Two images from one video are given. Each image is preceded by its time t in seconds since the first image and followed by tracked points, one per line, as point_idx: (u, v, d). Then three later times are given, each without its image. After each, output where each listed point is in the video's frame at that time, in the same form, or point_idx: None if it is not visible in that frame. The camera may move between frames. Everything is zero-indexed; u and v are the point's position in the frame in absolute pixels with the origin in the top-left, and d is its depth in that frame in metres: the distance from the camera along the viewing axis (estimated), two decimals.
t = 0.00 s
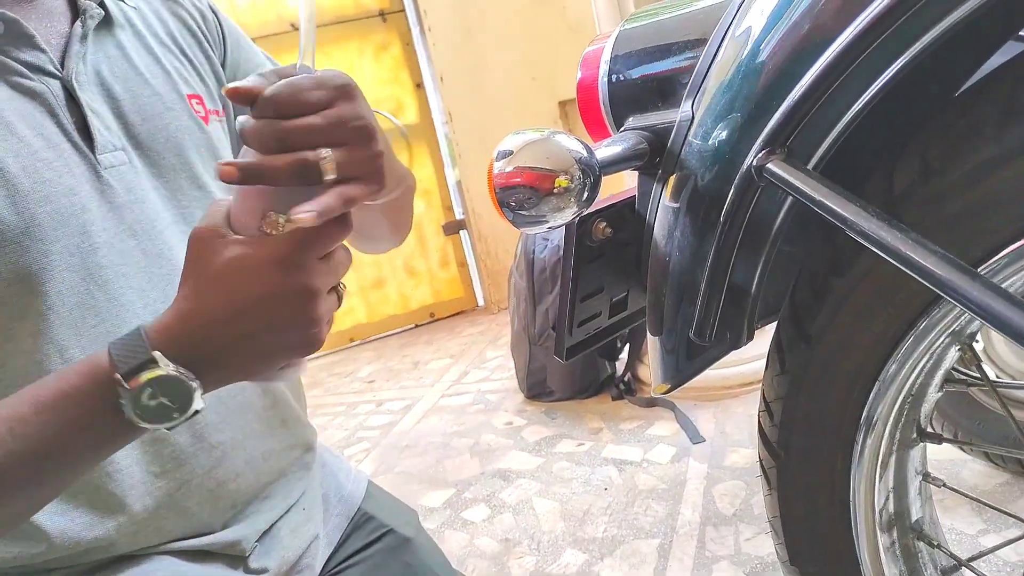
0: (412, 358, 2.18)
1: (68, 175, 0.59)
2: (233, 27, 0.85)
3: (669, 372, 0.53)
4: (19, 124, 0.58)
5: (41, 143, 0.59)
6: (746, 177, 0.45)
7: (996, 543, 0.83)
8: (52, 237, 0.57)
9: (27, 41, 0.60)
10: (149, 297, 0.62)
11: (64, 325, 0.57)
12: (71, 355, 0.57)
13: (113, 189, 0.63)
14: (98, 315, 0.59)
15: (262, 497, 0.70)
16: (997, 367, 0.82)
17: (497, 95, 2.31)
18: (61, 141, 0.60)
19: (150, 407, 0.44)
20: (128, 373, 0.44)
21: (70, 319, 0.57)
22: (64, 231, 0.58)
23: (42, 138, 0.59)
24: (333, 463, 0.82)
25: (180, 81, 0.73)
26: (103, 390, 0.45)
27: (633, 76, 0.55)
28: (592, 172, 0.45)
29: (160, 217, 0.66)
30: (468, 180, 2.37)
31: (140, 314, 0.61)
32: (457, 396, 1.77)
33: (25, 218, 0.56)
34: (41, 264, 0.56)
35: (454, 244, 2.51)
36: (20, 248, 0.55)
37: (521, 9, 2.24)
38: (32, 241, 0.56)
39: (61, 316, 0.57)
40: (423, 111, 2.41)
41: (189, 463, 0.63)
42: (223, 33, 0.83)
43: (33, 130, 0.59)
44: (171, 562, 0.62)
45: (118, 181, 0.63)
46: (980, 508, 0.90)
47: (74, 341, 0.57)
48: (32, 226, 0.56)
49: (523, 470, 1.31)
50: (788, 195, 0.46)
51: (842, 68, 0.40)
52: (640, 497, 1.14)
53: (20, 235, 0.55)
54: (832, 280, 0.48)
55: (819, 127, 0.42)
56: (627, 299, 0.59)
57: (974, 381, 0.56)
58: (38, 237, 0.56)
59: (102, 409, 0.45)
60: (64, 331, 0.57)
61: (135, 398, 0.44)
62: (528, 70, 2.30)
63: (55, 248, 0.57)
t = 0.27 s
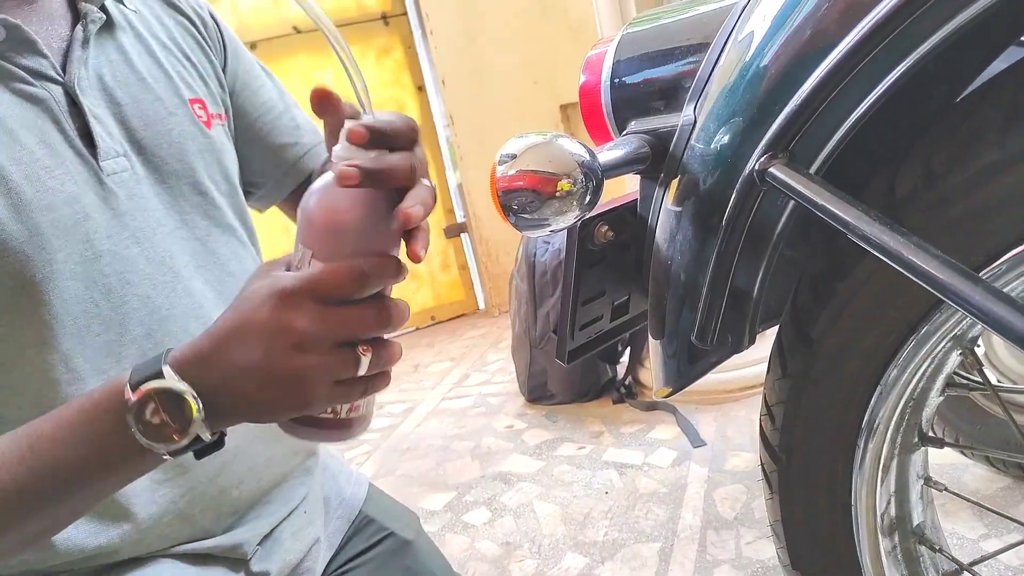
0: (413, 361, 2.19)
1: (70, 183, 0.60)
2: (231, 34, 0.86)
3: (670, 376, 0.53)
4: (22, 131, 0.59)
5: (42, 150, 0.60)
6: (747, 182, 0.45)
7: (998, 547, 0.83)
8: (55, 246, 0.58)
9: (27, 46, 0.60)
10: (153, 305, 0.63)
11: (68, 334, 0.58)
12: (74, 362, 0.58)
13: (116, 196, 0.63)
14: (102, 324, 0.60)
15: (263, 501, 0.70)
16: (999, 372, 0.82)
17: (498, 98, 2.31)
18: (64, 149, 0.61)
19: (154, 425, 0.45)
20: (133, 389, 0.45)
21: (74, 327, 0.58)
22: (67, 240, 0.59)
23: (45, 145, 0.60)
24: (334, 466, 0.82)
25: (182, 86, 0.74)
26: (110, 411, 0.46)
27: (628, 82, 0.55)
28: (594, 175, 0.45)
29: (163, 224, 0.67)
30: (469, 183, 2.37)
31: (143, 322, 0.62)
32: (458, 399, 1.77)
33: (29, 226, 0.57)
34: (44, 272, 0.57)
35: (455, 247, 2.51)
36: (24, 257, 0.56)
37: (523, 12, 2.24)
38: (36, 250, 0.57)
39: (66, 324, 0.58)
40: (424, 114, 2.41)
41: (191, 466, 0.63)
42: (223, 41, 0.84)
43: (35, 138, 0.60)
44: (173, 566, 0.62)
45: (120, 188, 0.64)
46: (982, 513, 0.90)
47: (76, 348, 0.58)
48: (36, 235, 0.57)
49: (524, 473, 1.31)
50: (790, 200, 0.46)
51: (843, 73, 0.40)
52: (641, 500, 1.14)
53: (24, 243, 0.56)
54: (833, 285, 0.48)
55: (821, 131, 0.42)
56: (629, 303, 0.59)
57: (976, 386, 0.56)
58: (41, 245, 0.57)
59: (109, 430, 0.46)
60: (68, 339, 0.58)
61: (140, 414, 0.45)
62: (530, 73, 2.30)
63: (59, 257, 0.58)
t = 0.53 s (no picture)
0: (408, 363, 2.18)
1: (62, 187, 0.60)
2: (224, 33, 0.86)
3: (664, 378, 0.53)
4: (12, 134, 0.58)
5: (32, 152, 0.59)
6: (740, 183, 0.45)
7: (990, 548, 0.83)
8: (45, 250, 0.57)
9: (18, 48, 0.60)
10: (144, 308, 0.63)
11: (59, 338, 0.57)
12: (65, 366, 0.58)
13: (108, 199, 0.63)
14: (93, 327, 0.60)
15: (256, 505, 0.70)
16: (991, 373, 0.82)
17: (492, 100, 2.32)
18: (56, 152, 0.61)
19: (133, 430, 0.46)
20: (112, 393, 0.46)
21: (64, 331, 0.58)
22: (58, 244, 0.58)
23: (36, 149, 0.59)
24: (328, 469, 0.82)
25: (175, 87, 0.74)
26: (93, 417, 0.47)
27: (621, 84, 0.55)
28: (587, 177, 0.45)
29: (155, 226, 0.67)
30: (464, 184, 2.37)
31: (134, 325, 0.62)
32: (452, 401, 1.77)
33: (19, 230, 0.56)
34: (34, 276, 0.57)
35: (449, 249, 2.51)
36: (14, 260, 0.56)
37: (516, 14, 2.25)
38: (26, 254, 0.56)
39: (57, 328, 0.57)
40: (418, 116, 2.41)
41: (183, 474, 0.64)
42: (217, 39, 0.84)
43: (27, 141, 0.59)
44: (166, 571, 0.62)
45: (112, 190, 0.64)
46: (974, 513, 0.90)
47: (68, 352, 0.58)
48: (26, 239, 0.56)
49: (519, 475, 1.31)
50: (783, 202, 0.46)
51: (835, 76, 0.40)
52: (635, 502, 1.14)
53: (14, 248, 0.56)
54: (826, 287, 0.48)
55: (813, 133, 0.42)
56: (622, 305, 0.59)
57: (967, 387, 0.56)
58: (32, 250, 0.57)
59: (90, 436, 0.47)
60: (59, 342, 0.58)
61: (118, 418, 0.46)
62: (524, 75, 2.30)
63: (49, 261, 0.57)
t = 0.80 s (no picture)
0: (406, 360, 2.18)
1: (60, 182, 0.60)
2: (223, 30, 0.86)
3: (662, 376, 0.53)
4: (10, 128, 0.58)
5: (30, 146, 0.59)
6: (738, 180, 0.45)
7: (987, 545, 0.83)
8: (44, 245, 0.57)
9: (17, 42, 0.60)
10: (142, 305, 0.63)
11: (58, 333, 0.57)
12: (63, 361, 0.58)
13: (106, 195, 0.63)
14: (92, 324, 0.59)
15: (254, 501, 0.70)
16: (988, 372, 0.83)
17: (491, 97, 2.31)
18: (54, 147, 0.61)
19: (131, 437, 0.47)
20: (111, 400, 0.47)
21: (62, 327, 0.58)
22: (57, 239, 0.58)
23: (34, 143, 0.59)
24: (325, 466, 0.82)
25: (174, 84, 0.74)
26: (88, 425, 0.48)
27: (621, 80, 0.55)
28: (585, 173, 0.45)
29: (153, 222, 0.67)
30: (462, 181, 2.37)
31: (132, 321, 0.62)
32: (451, 398, 1.77)
33: (17, 225, 0.56)
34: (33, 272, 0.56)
35: (448, 246, 2.51)
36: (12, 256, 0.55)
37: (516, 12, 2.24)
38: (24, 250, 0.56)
39: (55, 324, 0.57)
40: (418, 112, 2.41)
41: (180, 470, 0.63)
42: (216, 35, 0.84)
43: (24, 136, 0.59)
44: (163, 566, 0.62)
45: (110, 185, 0.64)
46: (971, 510, 0.91)
47: (66, 348, 0.58)
48: (24, 234, 0.56)
49: (517, 472, 1.31)
50: (781, 199, 0.46)
51: (833, 73, 0.40)
52: (633, 499, 1.14)
53: (12, 242, 0.56)
54: (825, 284, 0.48)
55: (812, 131, 0.42)
56: (620, 302, 0.59)
57: (965, 384, 0.56)
58: (30, 244, 0.56)
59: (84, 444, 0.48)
60: (57, 338, 0.57)
61: (115, 425, 0.47)
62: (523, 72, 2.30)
63: (47, 256, 0.57)
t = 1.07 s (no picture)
0: (404, 359, 2.18)
1: (55, 173, 0.60)
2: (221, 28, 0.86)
3: (659, 374, 0.53)
4: (4, 119, 0.58)
5: (25, 137, 0.59)
6: (736, 178, 0.45)
7: (984, 543, 0.83)
8: (38, 235, 0.57)
9: (14, 34, 0.60)
10: (138, 299, 0.63)
11: (52, 324, 0.57)
12: (57, 352, 0.57)
13: (102, 187, 0.63)
14: (88, 316, 0.59)
15: (251, 500, 0.70)
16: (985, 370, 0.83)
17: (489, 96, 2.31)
18: (50, 139, 0.61)
19: (122, 452, 0.48)
20: (103, 415, 0.48)
21: (57, 319, 0.57)
22: (53, 230, 0.58)
23: (29, 134, 0.59)
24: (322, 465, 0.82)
25: (172, 79, 0.74)
26: (81, 436, 0.49)
27: (616, 79, 0.55)
28: (582, 172, 0.45)
29: (151, 215, 0.66)
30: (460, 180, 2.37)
31: (129, 314, 0.62)
32: (449, 397, 1.76)
33: (11, 215, 0.56)
34: (26, 262, 0.56)
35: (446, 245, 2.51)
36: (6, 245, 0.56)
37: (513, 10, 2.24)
38: (17, 240, 0.56)
39: (49, 316, 0.57)
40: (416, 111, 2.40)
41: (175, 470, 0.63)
42: (212, 32, 0.84)
43: (19, 126, 0.59)
44: (158, 566, 0.61)
45: (106, 178, 0.64)
46: (968, 508, 0.91)
47: (63, 342, 0.58)
48: (18, 225, 0.56)
49: (515, 471, 1.31)
50: (778, 197, 0.46)
51: (830, 72, 0.40)
52: (631, 498, 1.14)
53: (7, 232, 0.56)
54: (822, 283, 0.48)
55: (808, 130, 0.42)
56: (618, 301, 0.59)
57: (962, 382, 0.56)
58: (25, 235, 0.56)
59: (76, 453, 0.49)
60: (52, 329, 0.57)
61: (107, 439, 0.48)
62: (520, 71, 2.30)
63: (42, 246, 0.57)
